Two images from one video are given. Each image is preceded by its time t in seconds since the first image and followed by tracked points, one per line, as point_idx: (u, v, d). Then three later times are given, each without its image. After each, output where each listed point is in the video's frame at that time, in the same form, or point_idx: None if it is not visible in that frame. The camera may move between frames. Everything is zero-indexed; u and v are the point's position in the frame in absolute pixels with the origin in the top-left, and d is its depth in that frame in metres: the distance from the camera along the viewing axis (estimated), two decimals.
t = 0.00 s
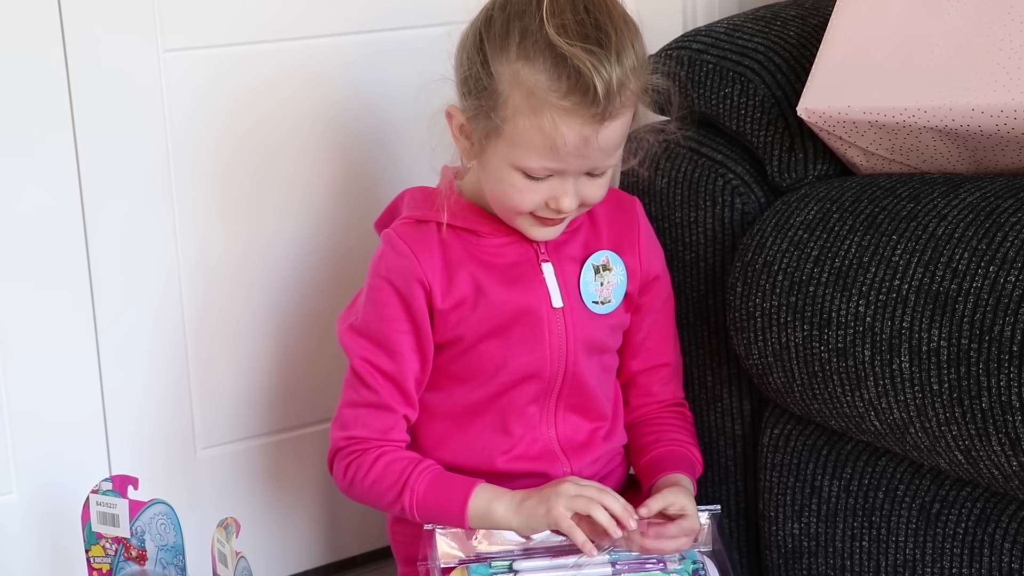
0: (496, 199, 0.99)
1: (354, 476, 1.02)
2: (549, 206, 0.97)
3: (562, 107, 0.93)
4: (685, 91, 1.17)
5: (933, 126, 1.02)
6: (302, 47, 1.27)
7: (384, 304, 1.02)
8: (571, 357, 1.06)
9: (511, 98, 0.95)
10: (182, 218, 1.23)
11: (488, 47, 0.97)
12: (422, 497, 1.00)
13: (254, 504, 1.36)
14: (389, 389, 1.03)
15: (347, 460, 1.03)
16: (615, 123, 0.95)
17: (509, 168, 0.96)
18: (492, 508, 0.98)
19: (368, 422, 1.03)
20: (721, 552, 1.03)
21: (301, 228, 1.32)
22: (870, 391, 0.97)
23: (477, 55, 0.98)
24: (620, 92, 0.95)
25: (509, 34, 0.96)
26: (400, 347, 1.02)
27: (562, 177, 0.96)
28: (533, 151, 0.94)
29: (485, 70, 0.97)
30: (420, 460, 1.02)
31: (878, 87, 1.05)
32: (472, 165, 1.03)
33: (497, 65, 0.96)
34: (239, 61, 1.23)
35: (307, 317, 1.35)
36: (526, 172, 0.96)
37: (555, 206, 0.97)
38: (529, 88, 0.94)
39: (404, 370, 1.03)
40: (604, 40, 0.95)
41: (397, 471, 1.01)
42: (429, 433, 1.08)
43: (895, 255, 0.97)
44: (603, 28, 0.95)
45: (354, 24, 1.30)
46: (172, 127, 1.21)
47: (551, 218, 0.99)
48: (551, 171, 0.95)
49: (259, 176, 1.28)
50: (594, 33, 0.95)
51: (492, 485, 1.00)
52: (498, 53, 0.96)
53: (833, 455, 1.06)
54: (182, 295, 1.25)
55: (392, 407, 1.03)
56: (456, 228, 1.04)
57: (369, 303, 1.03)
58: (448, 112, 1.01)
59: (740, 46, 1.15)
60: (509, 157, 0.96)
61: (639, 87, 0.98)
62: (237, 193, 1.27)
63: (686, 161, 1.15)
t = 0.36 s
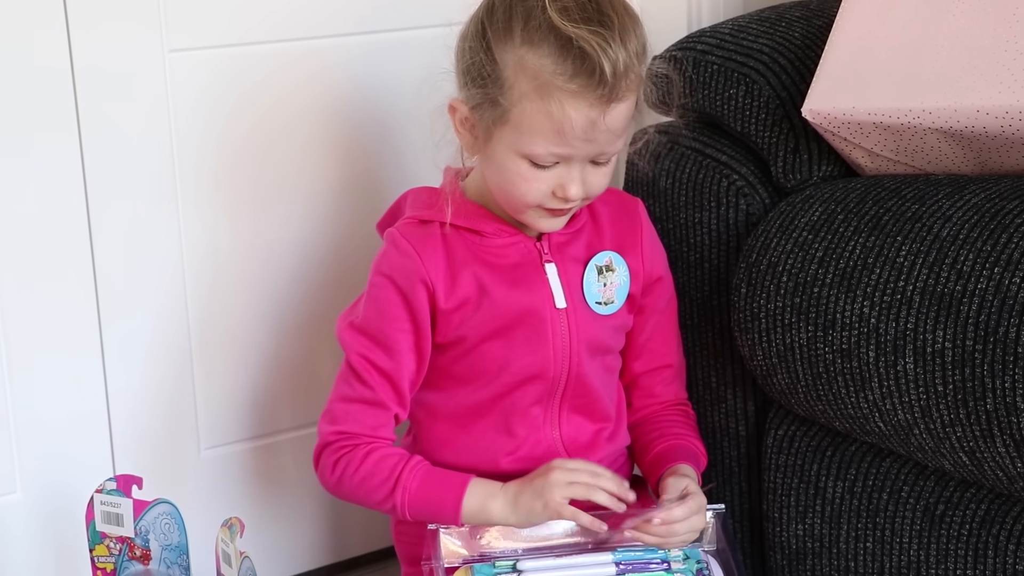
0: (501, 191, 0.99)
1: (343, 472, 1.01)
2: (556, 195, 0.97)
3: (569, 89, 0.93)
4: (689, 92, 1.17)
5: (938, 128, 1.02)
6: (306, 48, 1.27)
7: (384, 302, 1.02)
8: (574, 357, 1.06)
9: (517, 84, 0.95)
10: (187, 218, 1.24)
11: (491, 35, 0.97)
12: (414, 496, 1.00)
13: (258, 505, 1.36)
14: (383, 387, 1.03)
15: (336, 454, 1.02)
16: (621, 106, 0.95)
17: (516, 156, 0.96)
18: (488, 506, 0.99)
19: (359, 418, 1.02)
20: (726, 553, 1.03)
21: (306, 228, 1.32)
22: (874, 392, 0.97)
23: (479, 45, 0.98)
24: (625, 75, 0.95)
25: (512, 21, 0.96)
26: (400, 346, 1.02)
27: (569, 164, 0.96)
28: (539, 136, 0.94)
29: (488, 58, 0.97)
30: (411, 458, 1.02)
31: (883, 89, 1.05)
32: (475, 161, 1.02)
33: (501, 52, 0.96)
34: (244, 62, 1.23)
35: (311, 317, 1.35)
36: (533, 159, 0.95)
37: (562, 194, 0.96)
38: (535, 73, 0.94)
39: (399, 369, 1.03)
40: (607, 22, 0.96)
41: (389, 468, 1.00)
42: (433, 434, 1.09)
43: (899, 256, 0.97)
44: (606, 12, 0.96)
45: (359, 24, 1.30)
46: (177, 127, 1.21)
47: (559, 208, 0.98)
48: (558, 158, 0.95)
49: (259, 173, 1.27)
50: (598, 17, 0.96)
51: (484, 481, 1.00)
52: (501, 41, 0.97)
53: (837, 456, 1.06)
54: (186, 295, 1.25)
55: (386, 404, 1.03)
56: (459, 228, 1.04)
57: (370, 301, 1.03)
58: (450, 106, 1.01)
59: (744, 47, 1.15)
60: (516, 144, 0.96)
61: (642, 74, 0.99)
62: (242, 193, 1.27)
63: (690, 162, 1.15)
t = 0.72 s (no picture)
0: (502, 191, 0.99)
1: (366, 476, 1.01)
2: (556, 195, 0.97)
3: (571, 91, 0.93)
4: (691, 94, 1.17)
5: (941, 130, 1.03)
6: (309, 50, 1.27)
7: (391, 302, 1.02)
8: (576, 357, 1.06)
9: (519, 85, 0.95)
10: (189, 221, 1.24)
11: (494, 35, 0.97)
12: (433, 486, 0.99)
13: (260, 507, 1.36)
14: (397, 386, 1.02)
15: (358, 462, 1.02)
16: (622, 109, 0.95)
17: (518, 156, 0.96)
18: (500, 486, 0.97)
19: (375, 420, 1.02)
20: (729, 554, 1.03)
21: (309, 230, 1.32)
22: (877, 395, 0.97)
23: (481, 46, 0.99)
24: (627, 77, 0.95)
25: (516, 22, 0.97)
26: (409, 344, 1.02)
27: (570, 165, 0.96)
28: (541, 137, 0.94)
29: (490, 58, 0.97)
30: (426, 449, 1.01)
31: (886, 91, 1.05)
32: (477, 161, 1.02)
33: (504, 53, 0.96)
34: (247, 64, 1.23)
35: (314, 319, 1.35)
36: (534, 160, 0.95)
37: (563, 195, 0.96)
38: (537, 74, 0.94)
39: (411, 367, 1.02)
40: (610, 25, 0.96)
41: (406, 462, 1.00)
42: (433, 435, 1.08)
43: (901, 259, 0.97)
44: (609, 13, 0.96)
45: (361, 27, 1.30)
46: (179, 130, 1.21)
47: (559, 209, 0.98)
48: (559, 158, 0.95)
49: (262, 175, 1.27)
50: (601, 20, 0.96)
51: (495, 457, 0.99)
52: (504, 42, 0.97)
53: (839, 459, 1.06)
54: (188, 297, 1.25)
55: (401, 404, 1.02)
56: (461, 228, 1.05)
57: (377, 304, 1.03)
58: (453, 105, 1.01)
59: (747, 49, 1.15)
60: (517, 145, 0.95)
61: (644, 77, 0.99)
62: (244, 196, 1.27)
63: (692, 163, 1.15)
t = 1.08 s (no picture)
0: (497, 193, 0.99)
1: (347, 466, 1.03)
2: (550, 199, 0.97)
3: (564, 95, 0.93)
4: (690, 95, 1.17)
5: (938, 130, 1.03)
6: (307, 50, 1.27)
7: (378, 306, 1.02)
8: (572, 360, 1.06)
9: (513, 87, 0.95)
10: (187, 222, 1.23)
11: (491, 37, 0.97)
12: (412, 468, 1.00)
13: (257, 508, 1.36)
14: (379, 386, 1.03)
15: (340, 452, 1.03)
16: (616, 114, 0.95)
17: (512, 159, 0.96)
18: (476, 460, 0.99)
19: (357, 418, 1.03)
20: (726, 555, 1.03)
21: (306, 231, 1.32)
22: (874, 395, 0.97)
23: (479, 47, 0.99)
24: (621, 82, 0.95)
25: (512, 24, 0.96)
26: (393, 347, 1.03)
27: (563, 169, 0.96)
28: (534, 141, 0.94)
29: (487, 59, 0.97)
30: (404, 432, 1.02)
31: (884, 92, 1.05)
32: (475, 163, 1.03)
33: (500, 54, 0.96)
34: (244, 65, 1.23)
35: (311, 320, 1.35)
36: (528, 163, 0.96)
37: (556, 199, 0.96)
38: (531, 77, 0.94)
39: (394, 370, 1.03)
40: (606, 29, 0.95)
41: (385, 449, 1.01)
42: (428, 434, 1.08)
43: (900, 259, 0.97)
44: (606, 18, 0.96)
45: (359, 27, 1.30)
46: (177, 131, 1.21)
47: (553, 214, 0.98)
48: (552, 162, 0.95)
49: (260, 175, 1.27)
50: (597, 23, 0.95)
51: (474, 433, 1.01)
52: (500, 44, 0.97)
53: (837, 459, 1.06)
54: (186, 298, 1.25)
55: (383, 406, 1.03)
56: (456, 231, 1.04)
57: (362, 303, 1.04)
58: (450, 106, 1.01)
59: (745, 50, 1.15)
60: (511, 148, 0.96)
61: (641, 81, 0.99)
62: (243, 197, 1.27)
63: (690, 163, 1.15)
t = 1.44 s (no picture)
0: (487, 198, 0.99)
1: (344, 470, 1.02)
2: (539, 205, 0.97)
3: (550, 103, 0.93)
4: (686, 97, 1.17)
5: (934, 132, 1.03)
6: (302, 52, 1.27)
7: (374, 310, 1.02)
8: (567, 361, 1.06)
9: (500, 94, 0.95)
10: (183, 223, 1.23)
11: (480, 43, 0.97)
12: (408, 468, 1.00)
13: (254, 509, 1.36)
14: (375, 390, 1.03)
15: (337, 456, 1.03)
16: (603, 121, 0.95)
17: (500, 165, 0.96)
18: (471, 458, 0.98)
19: (353, 422, 1.03)
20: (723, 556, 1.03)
21: (302, 233, 1.32)
22: (870, 397, 0.97)
23: (468, 52, 0.99)
24: (608, 90, 0.95)
25: (500, 30, 0.96)
26: (388, 351, 1.03)
27: (552, 175, 0.95)
28: (521, 148, 0.94)
29: (475, 65, 0.97)
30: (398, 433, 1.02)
31: (880, 93, 1.05)
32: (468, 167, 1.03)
33: (488, 61, 0.96)
34: (240, 67, 1.23)
35: (307, 321, 1.35)
36: (516, 169, 0.95)
37: (545, 205, 0.96)
38: (518, 84, 0.94)
39: (390, 374, 1.03)
40: (593, 36, 0.95)
41: (381, 451, 1.01)
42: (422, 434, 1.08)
43: (895, 262, 0.97)
44: (594, 25, 0.96)
45: (356, 28, 1.30)
46: (173, 132, 1.21)
47: (542, 220, 0.98)
48: (540, 168, 0.95)
49: (255, 176, 1.27)
50: (584, 31, 0.95)
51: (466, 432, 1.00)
52: (489, 49, 0.97)
53: (833, 461, 1.06)
54: (182, 299, 1.25)
55: (379, 410, 1.03)
56: (450, 234, 1.04)
57: (357, 307, 1.04)
58: (441, 110, 1.01)
59: (741, 52, 1.15)
60: (500, 154, 0.96)
61: (631, 87, 0.98)
62: (239, 198, 1.27)
63: (686, 165, 1.15)
